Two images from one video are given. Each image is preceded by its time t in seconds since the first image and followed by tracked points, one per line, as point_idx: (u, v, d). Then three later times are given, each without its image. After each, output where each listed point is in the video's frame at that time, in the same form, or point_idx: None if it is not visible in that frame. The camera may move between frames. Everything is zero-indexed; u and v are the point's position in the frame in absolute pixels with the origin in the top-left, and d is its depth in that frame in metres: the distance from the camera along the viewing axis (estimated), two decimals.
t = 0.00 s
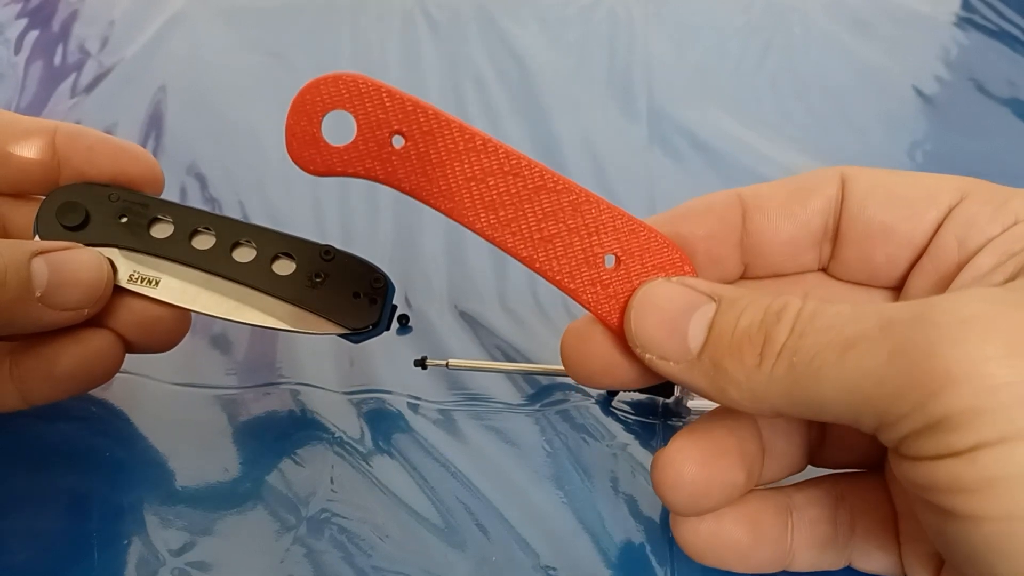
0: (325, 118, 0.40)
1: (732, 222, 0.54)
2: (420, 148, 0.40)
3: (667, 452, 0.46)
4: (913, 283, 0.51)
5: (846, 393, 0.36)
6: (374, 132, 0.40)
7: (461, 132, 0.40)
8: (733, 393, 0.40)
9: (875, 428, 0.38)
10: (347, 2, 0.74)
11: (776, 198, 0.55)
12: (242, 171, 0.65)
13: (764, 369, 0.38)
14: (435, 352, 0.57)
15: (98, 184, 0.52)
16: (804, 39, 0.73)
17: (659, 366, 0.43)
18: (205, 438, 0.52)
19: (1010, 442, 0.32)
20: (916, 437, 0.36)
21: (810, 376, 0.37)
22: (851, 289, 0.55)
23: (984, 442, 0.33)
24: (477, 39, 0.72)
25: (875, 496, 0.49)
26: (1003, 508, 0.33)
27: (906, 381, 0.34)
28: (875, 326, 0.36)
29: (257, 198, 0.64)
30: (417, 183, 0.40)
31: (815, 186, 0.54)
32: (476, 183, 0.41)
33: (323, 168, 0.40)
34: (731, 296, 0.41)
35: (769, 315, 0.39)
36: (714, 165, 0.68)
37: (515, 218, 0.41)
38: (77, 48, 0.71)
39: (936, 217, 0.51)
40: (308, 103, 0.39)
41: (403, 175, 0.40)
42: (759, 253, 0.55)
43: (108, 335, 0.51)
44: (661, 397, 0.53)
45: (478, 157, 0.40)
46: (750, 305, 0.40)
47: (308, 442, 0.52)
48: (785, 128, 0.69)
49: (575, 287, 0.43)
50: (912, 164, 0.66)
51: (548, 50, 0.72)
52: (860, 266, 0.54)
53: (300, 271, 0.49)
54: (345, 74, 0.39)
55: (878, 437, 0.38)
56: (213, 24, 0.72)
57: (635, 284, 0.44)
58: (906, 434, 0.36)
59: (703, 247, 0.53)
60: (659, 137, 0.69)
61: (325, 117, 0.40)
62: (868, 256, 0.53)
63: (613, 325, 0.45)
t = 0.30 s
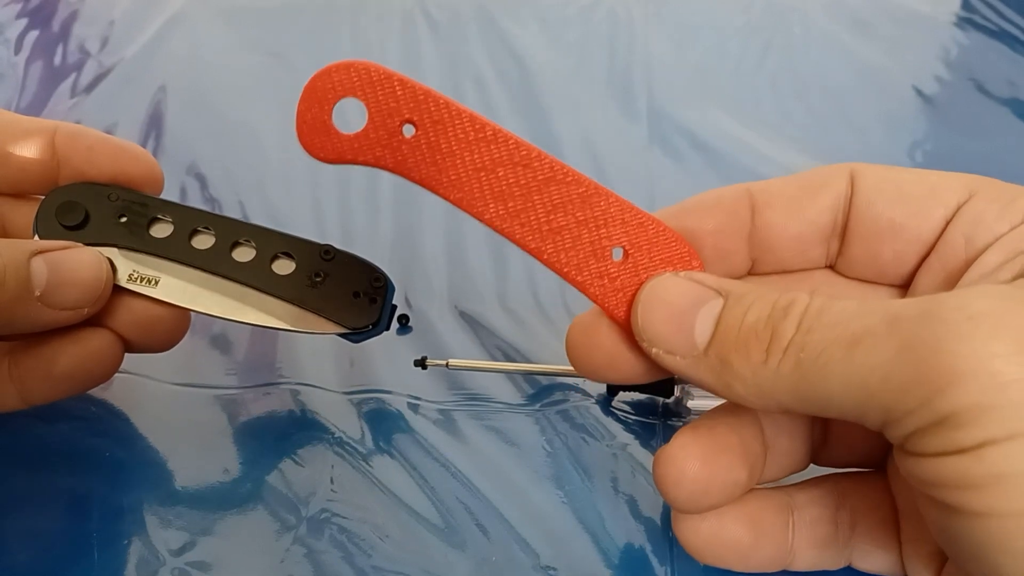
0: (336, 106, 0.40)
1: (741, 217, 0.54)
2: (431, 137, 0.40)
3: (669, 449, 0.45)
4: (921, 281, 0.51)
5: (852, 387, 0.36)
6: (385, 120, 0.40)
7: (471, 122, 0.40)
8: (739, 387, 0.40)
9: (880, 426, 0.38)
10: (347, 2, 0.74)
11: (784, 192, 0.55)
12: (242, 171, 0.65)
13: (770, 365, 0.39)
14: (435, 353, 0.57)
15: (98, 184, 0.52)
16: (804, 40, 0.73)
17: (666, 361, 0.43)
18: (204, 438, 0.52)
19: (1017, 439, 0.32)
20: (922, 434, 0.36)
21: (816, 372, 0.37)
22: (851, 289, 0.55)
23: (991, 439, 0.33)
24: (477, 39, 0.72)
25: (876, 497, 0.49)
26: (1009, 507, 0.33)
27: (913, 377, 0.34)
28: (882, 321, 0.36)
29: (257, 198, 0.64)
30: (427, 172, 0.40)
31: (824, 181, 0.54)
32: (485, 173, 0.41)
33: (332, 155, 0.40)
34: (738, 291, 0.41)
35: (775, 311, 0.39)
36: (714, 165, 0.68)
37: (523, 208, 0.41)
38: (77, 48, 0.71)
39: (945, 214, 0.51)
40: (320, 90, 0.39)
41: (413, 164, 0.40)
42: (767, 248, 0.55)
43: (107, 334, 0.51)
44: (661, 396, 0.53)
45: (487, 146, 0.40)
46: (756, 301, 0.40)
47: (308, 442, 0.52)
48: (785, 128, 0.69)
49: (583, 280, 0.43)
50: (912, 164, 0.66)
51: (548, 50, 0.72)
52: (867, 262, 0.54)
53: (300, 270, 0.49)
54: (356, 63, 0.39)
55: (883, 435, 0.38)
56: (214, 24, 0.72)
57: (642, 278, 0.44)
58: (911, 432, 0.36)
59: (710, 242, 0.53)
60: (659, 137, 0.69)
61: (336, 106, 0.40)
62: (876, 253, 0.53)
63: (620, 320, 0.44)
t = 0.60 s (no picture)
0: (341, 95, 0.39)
1: (746, 212, 0.54)
2: (436, 127, 0.39)
3: (673, 446, 0.45)
4: (927, 280, 0.51)
5: (861, 381, 0.36)
6: (391, 109, 0.39)
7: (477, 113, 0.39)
8: (746, 382, 0.40)
9: (889, 421, 0.38)
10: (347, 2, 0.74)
11: (789, 188, 0.54)
12: (242, 171, 0.65)
13: (777, 361, 0.39)
14: (435, 353, 0.57)
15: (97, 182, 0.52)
16: (804, 40, 0.73)
17: (671, 356, 0.43)
18: (204, 438, 0.52)
19: None
20: (931, 429, 0.36)
21: (824, 367, 0.37)
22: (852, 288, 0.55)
23: (1001, 435, 0.33)
24: (477, 39, 0.72)
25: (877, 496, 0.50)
26: (1021, 501, 0.33)
27: (924, 373, 0.34)
28: (892, 317, 0.36)
29: (257, 198, 0.64)
30: (432, 163, 0.40)
31: (830, 177, 0.54)
32: (491, 164, 0.40)
33: (336, 145, 0.40)
34: (744, 286, 0.41)
35: (782, 307, 0.39)
36: (714, 165, 0.68)
37: (527, 201, 0.41)
38: (77, 48, 0.71)
39: (951, 212, 0.51)
40: (325, 78, 0.39)
41: (418, 154, 0.40)
42: (770, 245, 0.55)
43: (107, 333, 0.51)
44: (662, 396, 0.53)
45: (494, 138, 0.40)
46: (763, 297, 0.40)
47: (308, 442, 0.52)
48: (785, 128, 0.69)
49: (587, 274, 0.43)
50: (912, 163, 0.66)
51: (548, 50, 0.72)
52: (871, 260, 0.54)
53: (300, 267, 0.49)
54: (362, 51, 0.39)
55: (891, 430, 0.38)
56: (214, 24, 0.72)
57: (648, 272, 0.43)
58: (920, 427, 0.36)
59: (715, 238, 0.53)
60: (659, 137, 0.68)
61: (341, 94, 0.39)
62: (881, 251, 0.53)
63: (625, 314, 0.44)
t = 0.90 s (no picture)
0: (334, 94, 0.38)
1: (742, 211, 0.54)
2: (432, 129, 0.39)
3: (671, 444, 0.46)
4: (923, 279, 0.51)
5: (857, 382, 0.36)
6: (385, 110, 0.38)
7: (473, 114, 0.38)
8: (743, 382, 0.40)
9: (886, 421, 0.38)
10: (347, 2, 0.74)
11: (786, 186, 0.54)
12: (242, 170, 0.65)
13: (774, 362, 0.38)
14: (435, 353, 0.57)
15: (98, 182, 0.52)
16: (804, 39, 0.73)
17: (667, 356, 0.43)
18: (205, 438, 0.52)
19: None
20: (929, 429, 0.36)
21: (822, 369, 0.37)
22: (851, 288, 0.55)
23: (997, 434, 0.33)
24: (477, 39, 0.72)
25: (876, 496, 0.50)
26: (1020, 501, 0.33)
27: (922, 373, 0.34)
28: (890, 318, 0.36)
29: (258, 198, 0.64)
30: (427, 165, 0.39)
31: (827, 175, 0.54)
32: (488, 166, 0.40)
33: (331, 146, 0.39)
34: (741, 286, 0.41)
35: (780, 307, 0.39)
36: (714, 165, 0.68)
37: (524, 203, 0.41)
38: (77, 47, 0.71)
39: (948, 212, 0.51)
40: (316, 77, 0.38)
41: (413, 156, 0.39)
42: (767, 243, 0.55)
43: (108, 333, 0.51)
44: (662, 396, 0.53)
45: (490, 139, 0.39)
46: (761, 296, 0.40)
47: (308, 442, 0.52)
48: (786, 128, 0.69)
49: (583, 274, 0.42)
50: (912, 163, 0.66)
51: (548, 50, 0.72)
52: (868, 259, 0.54)
53: (301, 268, 0.49)
54: (356, 51, 0.38)
55: (888, 430, 0.38)
56: (214, 24, 0.72)
57: (644, 272, 0.43)
58: (918, 427, 0.36)
59: (712, 236, 0.53)
60: (659, 137, 0.68)
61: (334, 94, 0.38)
62: (878, 251, 0.53)
63: (621, 315, 0.44)
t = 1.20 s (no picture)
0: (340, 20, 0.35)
1: (760, 180, 0.53)
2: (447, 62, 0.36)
3: (682, 414, 0.46)
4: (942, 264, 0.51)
5: (902, 349, 0.36)
6: (396, 38, 0.35)
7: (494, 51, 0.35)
8: (765, 344, 0.39)
9: (920, 392, 0.38)
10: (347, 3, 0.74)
11: (804, 160, 0.54)
12: (242, 170, 0.65)
13: (803, 324, 0.37)
14: (435, 352, 0.57)
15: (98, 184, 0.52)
16: (804, 39, 0.73)
17: (683, 316, 0.41)
18: (205, 438, 0.52)
19: None
20: (967, 400, 0.36)
21: (858, 333, 0.36)
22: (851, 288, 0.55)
23: None
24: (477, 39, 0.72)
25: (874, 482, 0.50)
26: None
27: (970, 339, 0.34)
28: (938, 282, 0.35)
29: (258, 198, 0.64)
30: (440, 103, 0.36)
31: (848, 152, 0.53)
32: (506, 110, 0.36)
33: (334, 78, 0.36)
34: (764, 248, 0.39)
35: (810, 270, 0.37)
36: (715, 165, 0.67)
37: (541, 154, 0.37)
38: (77, 47, 0.71)
39: (969, 198, 0.50)
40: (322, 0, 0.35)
41: (424, 91, 0.36)
42: (781, 214, 0.54)
43: (107, 334, 0.51)
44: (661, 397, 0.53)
45: (511, 78, 0.36)
46: (788, 257, 0.38)
47: (308, 443, 0.52)
48: (786, 128, 0.69)
49: (594, 230, 0.40)
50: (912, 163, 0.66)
51: (547, 50, 0.72)
52: (882, 241, 0.53)
53: (301, 269, 0.49)
54: None
55: (919, 400, 0.39)
56: (214, 24, 0.73)
57: (661, 228, 0.41)
58: (956, 398, 0.36)
59: (728, 199, 0.53)
60: (659, 136, 0.68)
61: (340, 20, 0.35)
62: (895, 232, 0.53)
63: (634, 274, 0.42)
